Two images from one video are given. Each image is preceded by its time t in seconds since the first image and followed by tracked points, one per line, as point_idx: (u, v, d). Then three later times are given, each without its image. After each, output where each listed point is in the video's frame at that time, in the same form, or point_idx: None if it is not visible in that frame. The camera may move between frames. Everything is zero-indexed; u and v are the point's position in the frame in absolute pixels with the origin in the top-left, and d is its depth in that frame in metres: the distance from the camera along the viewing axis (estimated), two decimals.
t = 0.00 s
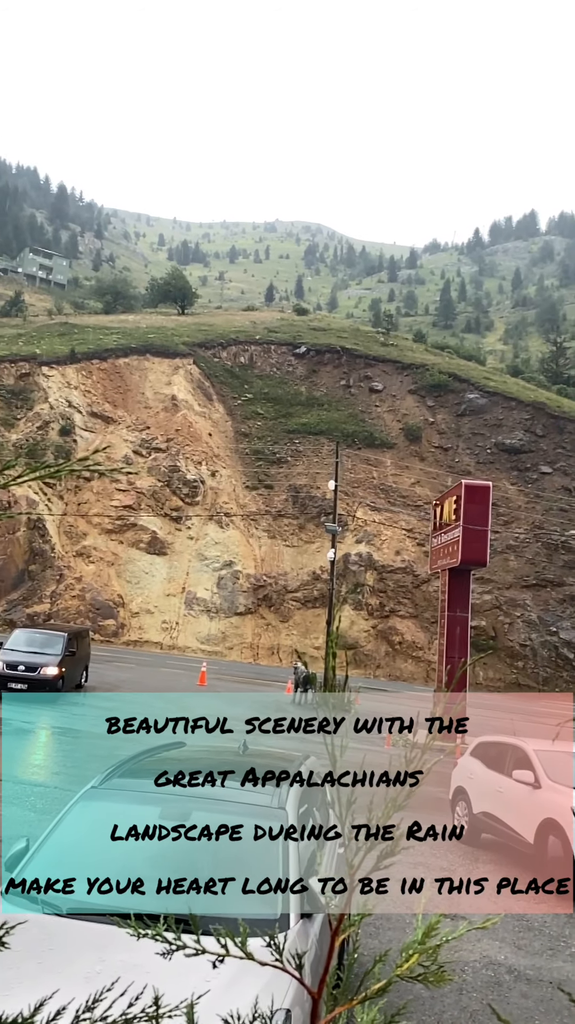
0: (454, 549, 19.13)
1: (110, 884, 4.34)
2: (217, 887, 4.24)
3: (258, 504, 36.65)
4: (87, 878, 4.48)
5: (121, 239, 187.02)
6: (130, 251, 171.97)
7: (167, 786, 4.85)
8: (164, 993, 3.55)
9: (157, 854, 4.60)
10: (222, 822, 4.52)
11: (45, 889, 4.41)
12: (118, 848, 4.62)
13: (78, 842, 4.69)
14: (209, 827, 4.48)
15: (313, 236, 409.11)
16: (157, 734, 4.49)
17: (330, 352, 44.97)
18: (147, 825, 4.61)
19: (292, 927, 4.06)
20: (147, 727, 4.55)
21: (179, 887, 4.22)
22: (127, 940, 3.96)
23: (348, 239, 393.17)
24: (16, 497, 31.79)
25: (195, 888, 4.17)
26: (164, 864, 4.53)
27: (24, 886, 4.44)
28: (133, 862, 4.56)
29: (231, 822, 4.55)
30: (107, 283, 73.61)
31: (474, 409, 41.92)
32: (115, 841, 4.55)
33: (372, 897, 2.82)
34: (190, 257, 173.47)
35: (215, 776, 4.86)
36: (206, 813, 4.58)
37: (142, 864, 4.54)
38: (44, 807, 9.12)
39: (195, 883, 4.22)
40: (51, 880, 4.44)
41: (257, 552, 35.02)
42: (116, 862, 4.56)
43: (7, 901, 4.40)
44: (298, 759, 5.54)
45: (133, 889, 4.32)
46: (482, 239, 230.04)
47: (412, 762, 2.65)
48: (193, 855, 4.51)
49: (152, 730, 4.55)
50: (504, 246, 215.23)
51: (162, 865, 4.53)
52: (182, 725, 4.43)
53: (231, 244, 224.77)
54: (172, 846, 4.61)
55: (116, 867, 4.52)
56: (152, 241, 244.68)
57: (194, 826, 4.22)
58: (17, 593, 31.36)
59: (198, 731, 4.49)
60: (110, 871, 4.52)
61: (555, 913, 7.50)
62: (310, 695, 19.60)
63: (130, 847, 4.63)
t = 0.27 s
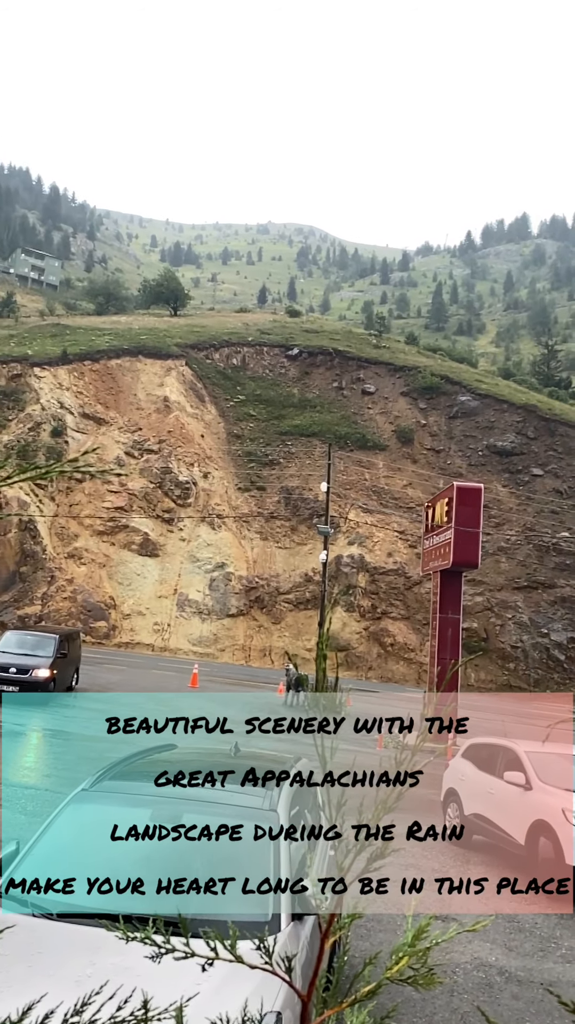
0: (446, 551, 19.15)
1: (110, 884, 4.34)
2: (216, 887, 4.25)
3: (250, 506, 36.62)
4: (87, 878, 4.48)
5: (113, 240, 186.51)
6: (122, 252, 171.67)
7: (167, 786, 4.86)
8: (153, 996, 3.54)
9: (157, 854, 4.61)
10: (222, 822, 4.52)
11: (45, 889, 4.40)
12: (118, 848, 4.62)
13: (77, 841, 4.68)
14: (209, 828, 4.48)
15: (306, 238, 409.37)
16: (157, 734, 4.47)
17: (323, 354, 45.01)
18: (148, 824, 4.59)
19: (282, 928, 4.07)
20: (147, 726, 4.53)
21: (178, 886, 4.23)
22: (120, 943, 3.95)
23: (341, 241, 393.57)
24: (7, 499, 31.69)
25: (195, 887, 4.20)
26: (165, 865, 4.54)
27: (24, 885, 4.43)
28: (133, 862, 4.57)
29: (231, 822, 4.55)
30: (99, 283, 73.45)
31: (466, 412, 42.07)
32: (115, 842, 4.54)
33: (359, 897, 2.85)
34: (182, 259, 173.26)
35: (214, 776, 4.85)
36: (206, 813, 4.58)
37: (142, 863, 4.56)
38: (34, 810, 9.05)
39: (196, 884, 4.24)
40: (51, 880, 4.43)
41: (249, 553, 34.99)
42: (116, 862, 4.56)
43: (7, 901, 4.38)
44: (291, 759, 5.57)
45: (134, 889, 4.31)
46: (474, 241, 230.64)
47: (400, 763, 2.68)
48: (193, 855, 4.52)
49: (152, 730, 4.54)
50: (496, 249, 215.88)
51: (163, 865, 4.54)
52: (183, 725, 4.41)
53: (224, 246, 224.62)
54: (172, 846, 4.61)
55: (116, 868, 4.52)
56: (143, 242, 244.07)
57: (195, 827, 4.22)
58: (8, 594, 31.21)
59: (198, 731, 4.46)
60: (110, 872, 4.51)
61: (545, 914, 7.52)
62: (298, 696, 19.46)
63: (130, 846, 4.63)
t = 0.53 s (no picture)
0: (438, 553, 19.19)
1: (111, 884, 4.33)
2: (216, 886, 4.25)
3: (243, 508, 36.59)
4: (87, 878, 4.46)
5: (106, 241, 186.18)
6: (115, 253, 171.42)
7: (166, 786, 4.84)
8: (141, 999, 3.53)
9: (157, 854, 4.59)
10: (222, 823, 4.52)
11: (45, 889, 4.38)
12: (117, 847, 4.60)
13: (76, 840, 4.66)
14: (209, 828, 4.48)
15: (299, 240, 409.66)
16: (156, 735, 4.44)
17: (315, 356, 45.05)
18: (148, 824, 4.57)
19: (274, 931, 4.06)
20: (148, 726, 4.51)
21: (178, 886, 4.22)
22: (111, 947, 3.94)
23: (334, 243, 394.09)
24: None
25: (196, 888, 4.20)
26: (165, 864, 4.53)
27: (24, 886, 4.40)
28: (133, 861, 4.56)
29: (231, 822, 4.55)
30: (92, 284, 73.33)
31: (458, 414, 42.18)
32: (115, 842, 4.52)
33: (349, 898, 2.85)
34: (175, 261, 173.05)
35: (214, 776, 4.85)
36: (205, 814, 4.57)
37: (142, 863, 4.54)
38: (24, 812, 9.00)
39: (196, 883, 4.25)
40: (51, 880, 4.41)
41: (241, 555, 34.97)
42: (116, 861, 4.54)
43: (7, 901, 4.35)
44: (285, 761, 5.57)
45: (134, 889, 4.30)
46: (467, 244, 231.44)
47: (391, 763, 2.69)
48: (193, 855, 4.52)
49: (152, 730, 4.50)
50: (488, 252, 216.54)
51: (163, 865, 4.53)
52: (183, 726, 4.39)
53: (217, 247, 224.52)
54: (171, 845, 4.60)
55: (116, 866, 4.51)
56: (136, 243, 243.61)
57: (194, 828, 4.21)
58: None
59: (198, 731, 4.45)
60: (109, 871, 4.50)
61: (535, 916, 7.52)
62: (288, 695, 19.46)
63: (130, 846, 4.61)
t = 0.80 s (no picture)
0: (430, 554, 19.21)
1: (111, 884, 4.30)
2: (216, 887, 4.24)
3: (235, 510, 36.55)
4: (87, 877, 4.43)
5: (98, 242, 185.82)
6: (108, 254, 171.06)
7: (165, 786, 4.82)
8: (130, 1002, 3.51)
9: (157, 854, 4.57)
10: (222, 823, 4.51)
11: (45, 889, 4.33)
12: (117, 847, 4.57)
13: (74, 840, 4.62)
14: (209, 827, 4.47)
15: (291, 242, 409.72)
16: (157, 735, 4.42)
17: (308, 358, 45.05)
18: (147, 824, 4.55)
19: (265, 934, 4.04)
20: (148, 726, 4.48)
21: (178, 886, 4.22)
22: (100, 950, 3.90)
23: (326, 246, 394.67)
24: None
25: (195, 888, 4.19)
26: (164, 864, 4.51)
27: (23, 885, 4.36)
28: (133, 861, 4.53)
29: (230, 822, 4.55)
30: (84, 284, 73.15)
31: (450, 416, 42.28)
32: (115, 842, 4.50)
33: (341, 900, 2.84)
34: (168, 262, 172.73)
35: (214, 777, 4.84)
36: (205, 814, 4.57)
37: (142, 863, 4.52)
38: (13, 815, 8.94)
39: (196, 883, 4.24)
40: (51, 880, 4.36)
41: (233, 557, 34.92)
42: (115, 861, 4.51)
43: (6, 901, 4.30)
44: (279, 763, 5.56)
45: (134, 889, 4.29)
46: (459, 247, 232.19)
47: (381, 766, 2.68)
48: (193, 854, 4.51)
49: (152, 730, 4.48)
50: (479, 255, 217.25)
51: (162, 866, 4.51)
52: (184, 725, 4.37)
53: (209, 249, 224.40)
54: (171, 845, 4.59)
55: (116, 867, 4.48)
56: (129, 244, 243.07)
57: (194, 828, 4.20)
58: None
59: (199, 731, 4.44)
60: (109, 871, 4.46)
61: (526, 918, 7.52)
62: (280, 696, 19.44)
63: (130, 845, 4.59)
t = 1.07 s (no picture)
0: (422, 557, 19.26)
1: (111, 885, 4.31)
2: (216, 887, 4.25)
3: (227, 511, 36.54)
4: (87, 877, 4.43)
5: (91, 243, 185.57)
6: (101, 255, 170.80)
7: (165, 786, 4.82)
8: (119, 1006, 3.49)
9: (157, 854, 4.57)
10: (222, 823, 4.52)
11: (45, 889, 4.32)
12: (118, 848, 4.57)
13: (74, 840, 4.61)
14: (209, 828, 4.48)
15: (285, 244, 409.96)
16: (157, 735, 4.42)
17: (301, 359, 45.08)
18: (147, 824, 4.55)
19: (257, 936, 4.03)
20: (148, 726, 4.48)
21: (178, 886, 4.23)
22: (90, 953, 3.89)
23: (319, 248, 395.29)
24: None
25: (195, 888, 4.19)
26: (164, 864, 4.52)
27: (24, 886, 4.36)
28: (132, 861, 4.53)
29: (230, 822, 4.55)
30: (76, 285, 72.98)
31: (442, 419, 42.40)
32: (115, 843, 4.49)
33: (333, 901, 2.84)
34: (161, 263, 172.49)
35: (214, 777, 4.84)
36: (205, 814, 4.58)
37: (142, 863, 4.52)
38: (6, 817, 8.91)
39: (196, 883, 4.25)
40: (51, 880, 4.35)
41: (225, 558, 34.90)
42: (115, 862, 4.51)
43: (7, 901, 4.30)
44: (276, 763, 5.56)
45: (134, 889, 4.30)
46: (451, 251, 233.06)
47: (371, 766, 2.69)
48: (194, 854, 4.51)
49: (152, 731, 4.48)
50: (472, 258, 217.91)
51: (163, 866, 4.52)
52: (184, 725, 4.37)
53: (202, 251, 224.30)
54: (171, 846, 4.59)
55: (116, 867, 4.48)
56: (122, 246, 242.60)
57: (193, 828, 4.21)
58: None
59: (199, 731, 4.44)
60: (110, 871, 4.46)
61: (517, 920, 7.53)
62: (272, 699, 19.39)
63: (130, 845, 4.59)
